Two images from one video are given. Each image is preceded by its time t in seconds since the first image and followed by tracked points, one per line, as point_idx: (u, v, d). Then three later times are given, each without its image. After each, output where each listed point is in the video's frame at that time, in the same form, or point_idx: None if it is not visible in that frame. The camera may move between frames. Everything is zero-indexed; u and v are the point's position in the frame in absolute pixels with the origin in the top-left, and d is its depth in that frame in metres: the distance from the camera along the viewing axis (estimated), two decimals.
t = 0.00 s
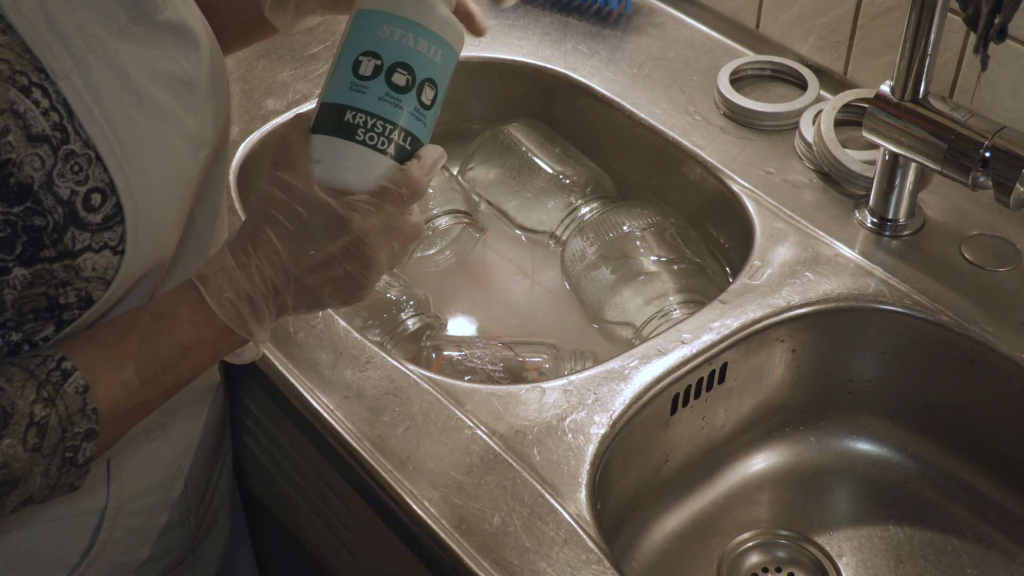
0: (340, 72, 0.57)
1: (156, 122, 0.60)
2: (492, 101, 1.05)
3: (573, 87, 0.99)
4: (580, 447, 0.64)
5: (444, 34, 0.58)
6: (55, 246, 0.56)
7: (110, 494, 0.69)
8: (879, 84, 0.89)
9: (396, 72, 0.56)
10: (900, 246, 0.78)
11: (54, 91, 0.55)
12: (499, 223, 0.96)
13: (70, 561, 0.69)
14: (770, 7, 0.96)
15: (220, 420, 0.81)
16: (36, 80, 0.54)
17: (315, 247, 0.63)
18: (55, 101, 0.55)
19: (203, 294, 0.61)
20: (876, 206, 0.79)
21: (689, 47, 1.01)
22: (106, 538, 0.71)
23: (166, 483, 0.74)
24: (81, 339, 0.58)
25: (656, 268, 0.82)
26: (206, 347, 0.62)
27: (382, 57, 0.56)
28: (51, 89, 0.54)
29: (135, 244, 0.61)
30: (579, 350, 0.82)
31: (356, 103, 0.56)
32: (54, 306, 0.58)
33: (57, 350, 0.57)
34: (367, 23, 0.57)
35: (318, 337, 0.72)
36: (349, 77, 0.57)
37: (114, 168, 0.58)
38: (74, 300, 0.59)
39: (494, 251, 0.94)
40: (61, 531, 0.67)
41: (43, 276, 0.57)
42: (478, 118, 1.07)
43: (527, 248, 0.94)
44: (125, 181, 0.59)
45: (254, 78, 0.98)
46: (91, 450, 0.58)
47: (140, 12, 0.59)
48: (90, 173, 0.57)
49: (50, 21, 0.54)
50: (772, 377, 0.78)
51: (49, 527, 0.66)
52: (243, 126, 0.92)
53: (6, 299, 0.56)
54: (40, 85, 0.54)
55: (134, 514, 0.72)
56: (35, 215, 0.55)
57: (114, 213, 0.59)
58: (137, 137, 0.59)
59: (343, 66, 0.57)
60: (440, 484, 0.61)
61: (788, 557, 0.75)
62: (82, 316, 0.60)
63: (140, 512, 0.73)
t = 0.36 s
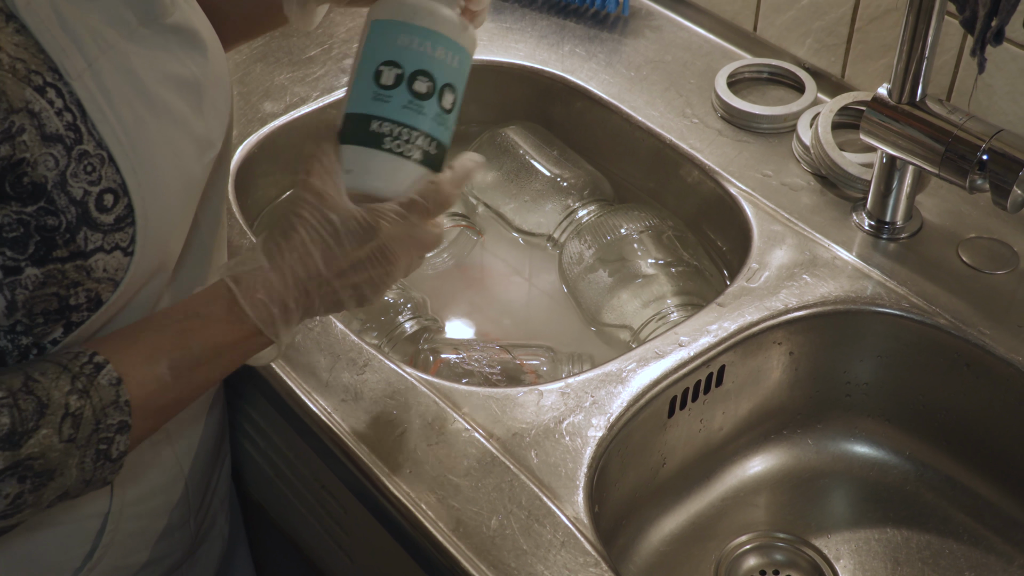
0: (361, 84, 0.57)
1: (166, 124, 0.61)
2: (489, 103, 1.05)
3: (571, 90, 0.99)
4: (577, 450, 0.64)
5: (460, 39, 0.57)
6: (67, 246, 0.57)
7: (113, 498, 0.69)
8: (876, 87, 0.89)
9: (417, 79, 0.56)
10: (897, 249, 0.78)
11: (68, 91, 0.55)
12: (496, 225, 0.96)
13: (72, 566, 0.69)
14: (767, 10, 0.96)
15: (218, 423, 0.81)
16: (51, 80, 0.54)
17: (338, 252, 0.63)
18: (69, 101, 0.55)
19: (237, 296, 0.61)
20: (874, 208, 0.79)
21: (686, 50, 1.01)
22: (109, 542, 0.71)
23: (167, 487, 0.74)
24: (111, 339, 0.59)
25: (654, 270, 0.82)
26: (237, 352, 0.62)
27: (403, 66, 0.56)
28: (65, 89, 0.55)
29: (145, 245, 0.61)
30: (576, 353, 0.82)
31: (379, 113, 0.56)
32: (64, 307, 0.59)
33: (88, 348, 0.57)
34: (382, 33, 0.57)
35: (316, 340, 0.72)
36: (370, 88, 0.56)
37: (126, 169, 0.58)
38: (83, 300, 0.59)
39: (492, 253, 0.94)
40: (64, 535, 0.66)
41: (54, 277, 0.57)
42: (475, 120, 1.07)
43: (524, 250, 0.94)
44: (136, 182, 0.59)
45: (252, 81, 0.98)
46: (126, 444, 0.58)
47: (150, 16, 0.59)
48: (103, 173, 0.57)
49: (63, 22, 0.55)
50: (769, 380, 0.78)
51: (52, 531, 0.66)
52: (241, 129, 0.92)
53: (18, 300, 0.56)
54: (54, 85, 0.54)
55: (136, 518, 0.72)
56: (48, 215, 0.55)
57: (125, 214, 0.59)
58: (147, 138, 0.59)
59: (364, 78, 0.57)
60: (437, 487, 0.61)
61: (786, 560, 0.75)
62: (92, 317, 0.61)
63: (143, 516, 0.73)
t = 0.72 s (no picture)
0: None
1: (177, 129, 0.61)
2: (486, 105, 1.05)
3: (569, 91, 0.98)
4: (575, 453, 0.64)
5: None
6: (80, 251, 0.57)
7: (119, 503, 0.69)
8: (875, 89, 0.89)
9: None
10: (896, 251, 0.78)
11: (81, 96, 0.55)
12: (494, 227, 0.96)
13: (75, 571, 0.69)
14: (766, 12, 0.96)
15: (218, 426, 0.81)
16: (64, 85, 0.54)
17: (337, 310, 0.70)
18: (82, 106, 0.55)
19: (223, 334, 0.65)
20: (872, 210, 0.79)
21: (685, 51, 1.01)
22: (113, 548, 0.71)
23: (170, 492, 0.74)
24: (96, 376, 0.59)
25: (651, 273, 0.81)
26: (217, 395, 0.64)
27: None
28: (78, 94, 0.55)
29: (156, 251, 0.61)
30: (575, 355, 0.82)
31: None
32: (75, 312, 0.59)
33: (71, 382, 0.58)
34: None
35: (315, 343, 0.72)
36: None
37: (138, 174, 0.58)
38: (94, 305, 0.60)
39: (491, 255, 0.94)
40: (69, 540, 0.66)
41: (66, 282, 0.57)
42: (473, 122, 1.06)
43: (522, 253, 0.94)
44: (149, 187, 0.59)
45: (251, 83, 0.98)
46: (92, 487, 0.59)
47: (161, 20, 0.60)
48: (115, 179, 0.57)
49: (77, 26, 0.55)
50: (767, 382, 0.78)
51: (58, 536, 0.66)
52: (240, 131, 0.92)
53: (29, 305, 0.57)
54: (67, 90, 0.55)
55: (138, 523, 0.72)
56: (60, 221, 0.55)
57: (137, 219, 0.59)
58: (159, 143, 0.59)
59: None
60: (434, 490, 0.61)
61: (785, 562, 0.74)
62: (102, 322, 0.61)
63: (147, 522, 0.73)
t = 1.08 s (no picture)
0: None
1: (189, 135, 0.61)
2: (485, 106, 1.05)
3: (567, 92, 0.98)
4: (574, 455, 0.64)
5: None
6: (93, 255, 0.57)
7: (122, 507, 0.69)
8: (874, 89, 0.89)
9: None
10: (896, 252, 0.77)
11: (97, 102, 0.55)
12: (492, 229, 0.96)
13: None
14: (765, 12, 0.95)
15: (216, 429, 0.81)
16: (81, 90, 0.55)
17: (335, 316, 0.72)
18: (97, 111, 0.55)
19: (221, 337, 0.66)
20: (872, 211, 0.78)
21: (684, 51, 1.01)
22: (114, 552, 0.70)
23: (170, 496, 0.74)
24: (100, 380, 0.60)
25: (651, 273, 0.81)
26: (219, 401, 0.64)
27: None
28: (94, 99, 0.55)
29: (168, 256, 0.61)
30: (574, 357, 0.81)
31: None
32: (86, 317, 0.59)
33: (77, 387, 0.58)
34: None
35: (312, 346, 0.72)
36: None
37: (152, 180, 0.58)
38: (106, 310, 0.59)
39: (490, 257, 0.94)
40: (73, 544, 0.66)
41: (78, 287, 0.57)
42: (472, 123, 1.06)
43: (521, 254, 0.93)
44: (162, 192, 0.59)
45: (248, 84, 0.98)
46: (99, 492, 0.59)
47: (176, 28, 0.60)
48: (129, 184, 0.57)
49: (94, 32, 0.55)
50: (767, 384, 0.77)
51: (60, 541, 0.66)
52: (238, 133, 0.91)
53: (40, 309, 0.56)
54: (83, 95, 0.55)
55: (138, 528, 0.72)
56: (74, 225, 0.55)
57: (150, 225, 0.59)
58: (171, 149, 0.59)
59: None
60: (433, 493, 0.61)
61: (784, 564, 0.74)
62: (112, 326, 0.61)
63: (148, 526, 0.73)
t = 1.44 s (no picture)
0: None
1: (193, 141, 0.60)
2: (484, 104, 1.04)
3: (567, 90, 0.98)
4: (574, 456, 0.63)
5: None
6: (95, 263, 0.56)
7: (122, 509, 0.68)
8: (876, 88, 0.88)
9: None
10: (898, 252, 0.77)
11: (101, 108, 0.55)
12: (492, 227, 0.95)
13: None
14: (766, 9, 0.95)
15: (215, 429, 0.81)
16: (85, 97, 0.54)
17: (326, 338, 0.69)
18: (101, 119, 0.55)
19: (215, 358, 0.66)
20: (874, 209, 0.78)
21: (685, 49, 1.01)
22: (114, 555, 0.70)
23: (169, 497, 0.74)
24: (100, 398, 0.59)
25: (653, 273, 0.81)
26: (214, 422, 0.63)
27: None
28: (98, 106, 0.55)
29: (171, 264, 0.60)
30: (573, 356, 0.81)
31: None
32: (89, 322, 0.58)
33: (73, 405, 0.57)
34: None
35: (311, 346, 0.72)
36: None
37: (155, 187, 0.58)
38: (108, 317, 0.59)
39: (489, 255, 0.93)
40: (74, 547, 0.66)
41: (81, 294, 0.57)
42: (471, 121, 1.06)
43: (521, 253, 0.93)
44: (165, 199, 0.58)
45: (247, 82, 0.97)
46: (92, 512, 0.57)
47: (180, 34, 0.60)
48: (132, 192, 0.57)
49: (100, 39, 0.55)
50: (768, 384, 0.77)
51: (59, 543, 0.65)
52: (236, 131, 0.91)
53: (42, 316, 0.56)
54: (87, 102, 0.54)
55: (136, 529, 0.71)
56: (77, 233, 0.55)
57: (153, 232, 0.58)
58: (175, 156, 0.59)
59: None
60: (432, 494, 0.60)
61: (785, 565, 0.74)
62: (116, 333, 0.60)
63: (146, 528, 0.72)
